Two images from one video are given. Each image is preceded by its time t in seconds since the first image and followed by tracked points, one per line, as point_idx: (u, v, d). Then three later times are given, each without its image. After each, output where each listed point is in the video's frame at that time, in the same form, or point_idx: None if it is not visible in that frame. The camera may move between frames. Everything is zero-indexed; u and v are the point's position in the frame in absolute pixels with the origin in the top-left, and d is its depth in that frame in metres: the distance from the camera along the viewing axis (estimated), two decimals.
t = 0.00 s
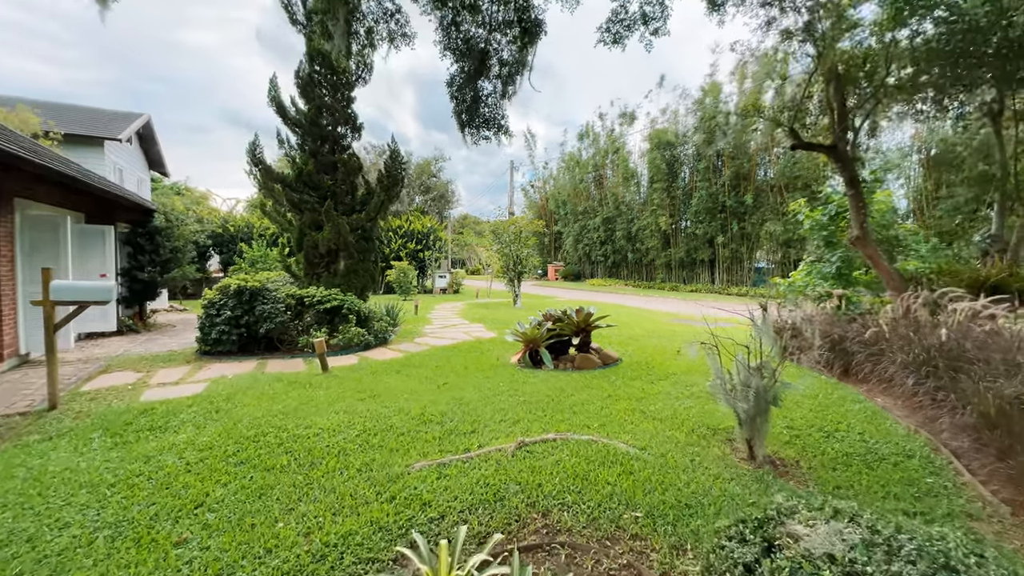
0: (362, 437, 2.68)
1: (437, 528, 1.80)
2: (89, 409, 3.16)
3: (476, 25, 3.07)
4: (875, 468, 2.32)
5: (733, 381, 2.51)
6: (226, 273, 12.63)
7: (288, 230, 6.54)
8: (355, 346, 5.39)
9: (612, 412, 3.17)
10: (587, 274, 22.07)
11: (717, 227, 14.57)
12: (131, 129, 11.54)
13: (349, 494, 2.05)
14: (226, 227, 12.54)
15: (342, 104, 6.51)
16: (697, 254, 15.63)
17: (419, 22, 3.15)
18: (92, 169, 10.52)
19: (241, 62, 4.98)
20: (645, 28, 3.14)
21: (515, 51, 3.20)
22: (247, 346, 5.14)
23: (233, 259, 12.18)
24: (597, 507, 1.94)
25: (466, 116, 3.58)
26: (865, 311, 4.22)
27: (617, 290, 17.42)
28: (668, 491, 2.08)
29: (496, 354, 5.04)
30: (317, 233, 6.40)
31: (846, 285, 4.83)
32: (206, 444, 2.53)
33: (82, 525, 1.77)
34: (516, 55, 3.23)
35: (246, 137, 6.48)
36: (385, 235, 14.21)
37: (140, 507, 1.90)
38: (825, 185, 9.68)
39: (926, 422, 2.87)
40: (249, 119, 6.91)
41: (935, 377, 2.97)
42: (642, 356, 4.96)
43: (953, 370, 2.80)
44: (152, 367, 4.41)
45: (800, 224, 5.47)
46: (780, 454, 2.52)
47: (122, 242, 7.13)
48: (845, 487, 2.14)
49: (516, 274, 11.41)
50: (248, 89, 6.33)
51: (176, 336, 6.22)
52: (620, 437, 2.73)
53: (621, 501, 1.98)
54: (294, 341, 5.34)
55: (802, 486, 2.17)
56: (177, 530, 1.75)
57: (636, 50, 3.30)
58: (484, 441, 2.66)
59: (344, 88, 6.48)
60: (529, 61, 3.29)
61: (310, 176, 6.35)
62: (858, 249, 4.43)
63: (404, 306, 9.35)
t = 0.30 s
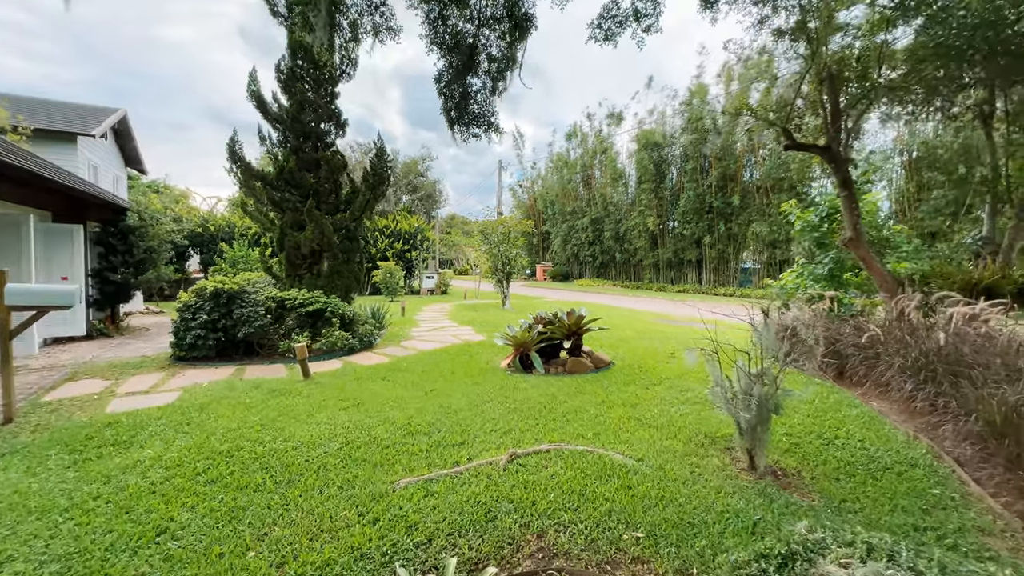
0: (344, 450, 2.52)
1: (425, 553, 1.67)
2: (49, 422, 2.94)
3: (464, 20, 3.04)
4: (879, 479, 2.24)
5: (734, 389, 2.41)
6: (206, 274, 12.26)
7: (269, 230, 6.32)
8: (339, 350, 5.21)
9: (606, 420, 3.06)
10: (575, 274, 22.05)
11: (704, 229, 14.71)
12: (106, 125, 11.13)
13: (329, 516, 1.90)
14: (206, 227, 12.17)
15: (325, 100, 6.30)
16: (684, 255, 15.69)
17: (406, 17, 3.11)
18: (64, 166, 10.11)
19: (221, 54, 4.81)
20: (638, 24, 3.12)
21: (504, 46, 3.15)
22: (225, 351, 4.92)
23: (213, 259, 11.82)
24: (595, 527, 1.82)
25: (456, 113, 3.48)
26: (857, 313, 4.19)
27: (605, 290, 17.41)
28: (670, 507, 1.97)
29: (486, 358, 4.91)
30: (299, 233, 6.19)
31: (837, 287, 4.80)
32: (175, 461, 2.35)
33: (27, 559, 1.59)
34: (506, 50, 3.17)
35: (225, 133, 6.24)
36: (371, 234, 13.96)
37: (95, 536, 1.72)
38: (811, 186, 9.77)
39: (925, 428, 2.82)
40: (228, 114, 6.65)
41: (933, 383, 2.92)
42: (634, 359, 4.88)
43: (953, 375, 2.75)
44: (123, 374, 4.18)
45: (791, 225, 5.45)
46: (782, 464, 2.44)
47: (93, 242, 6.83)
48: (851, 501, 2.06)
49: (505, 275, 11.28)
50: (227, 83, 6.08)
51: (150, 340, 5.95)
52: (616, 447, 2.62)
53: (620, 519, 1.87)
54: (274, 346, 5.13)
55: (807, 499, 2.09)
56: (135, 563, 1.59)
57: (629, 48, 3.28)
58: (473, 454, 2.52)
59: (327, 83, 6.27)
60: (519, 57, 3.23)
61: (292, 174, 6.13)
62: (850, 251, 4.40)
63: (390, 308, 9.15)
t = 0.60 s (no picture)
0: (332, 462, 2.36)
1: None
2: (9, 433, 2.72)
3: (457, 12, 2.91)
4: (895, 487, 2.16)
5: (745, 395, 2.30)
6: (188, 275, 11.91)
7: (254, 229, 6.10)
8: (326, 353, 5.02)
9: (607, 426, 2.93)
10: (565, 275, 22.01)
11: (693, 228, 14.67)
12: (83, 120, 10.76)
13: (315, 536, 1.74)
14: (188, 226, 11.81)
15: (312, 95, 6.08)
16: (674, 256, 15.70)
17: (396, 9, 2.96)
18: (38, 162, 9.72)
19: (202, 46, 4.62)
20: (635, 19, 3.03)
21: (498, 39, 3.04)
22: (205, 355, 4.70)
23: (195, 259, 11.47)
24: (605, 545, 1.70)
25: (448, 109, 3.38)
26: (857, 313, 4.14)
27: (596, 291, 17.37)
28: (682, 521, 1.85)
29: (479, 361, 4.76)
30: (285, 232, 5.98)
31: (834, 288, 4.75)
32: (147, 477, 2.16)
33: None
34: (500, 44, 3.06)
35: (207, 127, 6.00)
36: (359, 234, 13.71)
37: (50, 565, 1.54)
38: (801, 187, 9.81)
39: (935, 432, 2.75)
40: (211, 109, 6.40)
41: (941, 386, 2.85)
42: (630, 362, 4.78)
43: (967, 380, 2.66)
44: (94, 380, 3.94)
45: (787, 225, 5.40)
46: (793, 473, 2.34)
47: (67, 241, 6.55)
48: (870, 512, 1.96)
49: (496, 276, 11.14)
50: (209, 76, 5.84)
51: (127, 344, 5.69)
52: (620, 455, 2.50)
53: (630, 536, 1.74)
54: (258, 349, 4.92)
55: (824, 511, 1.98)
56: None
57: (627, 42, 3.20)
58: (470, 464, 2.38)
59: (315, 77, 6.05)
60: (513, 50, 3.13)
61: (277, 170, 5.91)
62: (850, 251, 4.34)
63: (379, 310, 8.94)
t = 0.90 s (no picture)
0: (324, 481, 2.19)
1: None
2: None
3: (453, 6, 2.78)
4: (920, 502, 2.06)
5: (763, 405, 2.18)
6: (170, 279, 11.56)
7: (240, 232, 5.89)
8: (315, 360, 4.81)
9: (614, 437, 2.80)
10: (556, 279, 21.95)
11: (683, 232, 14.71)
12: (61, 119, 10.39)
13: (306, 567, 1.58)
14: (170, 228, 11.47)
15: (301, 92, 5.89)
16: (665, 260, 15.72)
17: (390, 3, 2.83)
18: (11, 161, 9.34)
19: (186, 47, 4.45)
20: (636, 18, 2.95)
21: (496, 36, 2.92)
22: (187, 363, 4.48)
23: (177, 262, 11.12)
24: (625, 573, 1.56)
25: (443, 107, 3.25)
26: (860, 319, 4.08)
27: (587, 295, 17.32)
28: (704, 544, 1.73)
29: (475, 367, 4.60)
30: (272, 234, 5.76)
31: (835, 292, 4.70)
32: (118, 501, 1.97)
33: None
34: (498, 40, 2.95)
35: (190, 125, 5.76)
36: (348, 237, 13.47)
37: None
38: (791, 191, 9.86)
39: (951, 442, 2.67)
40: (194, 107, 6.17)
41: (956, 393, 2.77)
42: (630, 368, 4.66)
43: (984, 388, 2.59)
44: (66, 391, 3.70)
45: (785, 229, 5.35)
46: (812, 487, 2.24)
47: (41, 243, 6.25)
48: (898, 530, 1.86)
49: (488, 280, 11.00)
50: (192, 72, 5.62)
51: (103, 351, 5.41)
52: (631, 470, 2.37)
53: (652, 562, 1.62)
54: (244, 356, 4.71)
55: (851, 529, 1.87)
56: None
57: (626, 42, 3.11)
58: (473, 481, 2.23)
59: (303, 75, 5.86)
60: (512, 47, 3.01)
61: (263, 170, 5.70)
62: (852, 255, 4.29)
63: (369, 315, 8.73)
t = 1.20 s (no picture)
0: (314, 500, 2.02)
1: None
2: None
3: None
4: (947, 515, 1.97)
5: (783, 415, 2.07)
6: (151, 282, 11.21)
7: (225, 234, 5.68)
8: (303, 367, 4.62)
9: (620, 448, 2.68)
10: (547, 283, 21.88)
11: (673, 235, 14.72)
12: (37, 117, 10.03)
13: None
14: (151, 230, 11.12)
15: (288, 89, 5.69)
16: (655, 262, 15.73)
17: None
18: None
19: (170, 45, 4.28)
20: (634, 16, 2.95)
21: (492, 32, 2.80)
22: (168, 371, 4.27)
23: (159, 265, 10.79)
24: None
25: (436, 105, 3.12)
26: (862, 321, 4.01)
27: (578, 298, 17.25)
28: (728, 566, 1.62)
29: (470, 374, 4.45)
30: (258, 236, 5.55)
31: (835, 295, 4.65)
32: (86, 528, 1.78)
33: None
34: (495, 37, 2.82)
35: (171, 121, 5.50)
36: (337, 240, 13.23)
37: None
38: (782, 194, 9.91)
39: (967, 450, 2.59)
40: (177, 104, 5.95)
41: (970, 399, 2.69)
42: (629, 373, 4.56)
43: (1000, 393, 2.52)
44: (35, 402, 3.47)
45: (783, 231, 5.31)
46: (831, 500, 2.14)
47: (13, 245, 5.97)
48: (928, 547, 1.76)
49: (481, 283, 10.86)
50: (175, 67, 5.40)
51: (78, 359, 5.14)
52: (641, 484, 2.24)
53: None
54: (228, 364, 4.50)
55: (879, 547, 1.77)
56: None
57: (625, 39, 3.12)
58: (476, 498, 2.08)
59: (291, 71, 5.66)
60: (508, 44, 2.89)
61: (249, 170, 5.49)
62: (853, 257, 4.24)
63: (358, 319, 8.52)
